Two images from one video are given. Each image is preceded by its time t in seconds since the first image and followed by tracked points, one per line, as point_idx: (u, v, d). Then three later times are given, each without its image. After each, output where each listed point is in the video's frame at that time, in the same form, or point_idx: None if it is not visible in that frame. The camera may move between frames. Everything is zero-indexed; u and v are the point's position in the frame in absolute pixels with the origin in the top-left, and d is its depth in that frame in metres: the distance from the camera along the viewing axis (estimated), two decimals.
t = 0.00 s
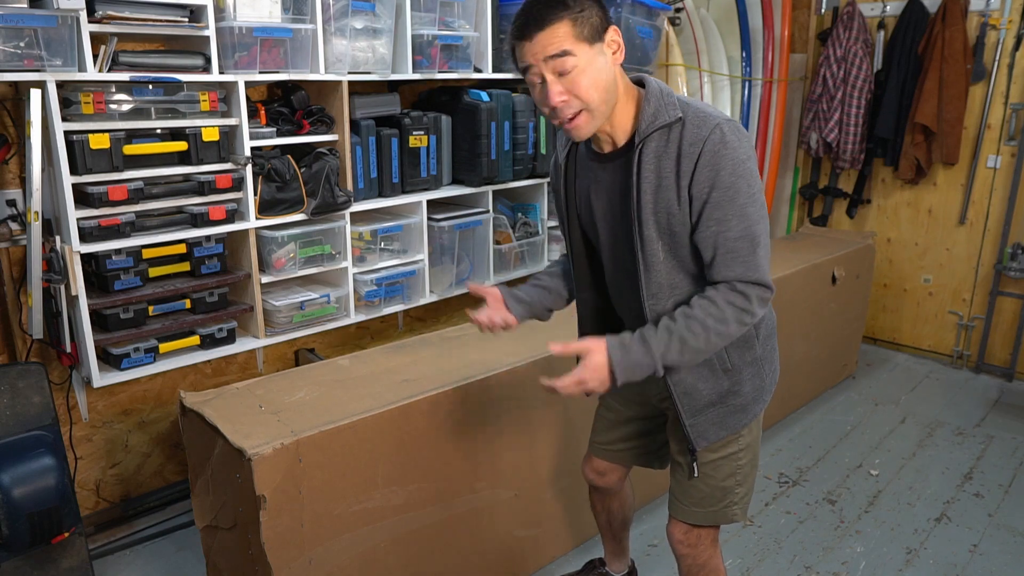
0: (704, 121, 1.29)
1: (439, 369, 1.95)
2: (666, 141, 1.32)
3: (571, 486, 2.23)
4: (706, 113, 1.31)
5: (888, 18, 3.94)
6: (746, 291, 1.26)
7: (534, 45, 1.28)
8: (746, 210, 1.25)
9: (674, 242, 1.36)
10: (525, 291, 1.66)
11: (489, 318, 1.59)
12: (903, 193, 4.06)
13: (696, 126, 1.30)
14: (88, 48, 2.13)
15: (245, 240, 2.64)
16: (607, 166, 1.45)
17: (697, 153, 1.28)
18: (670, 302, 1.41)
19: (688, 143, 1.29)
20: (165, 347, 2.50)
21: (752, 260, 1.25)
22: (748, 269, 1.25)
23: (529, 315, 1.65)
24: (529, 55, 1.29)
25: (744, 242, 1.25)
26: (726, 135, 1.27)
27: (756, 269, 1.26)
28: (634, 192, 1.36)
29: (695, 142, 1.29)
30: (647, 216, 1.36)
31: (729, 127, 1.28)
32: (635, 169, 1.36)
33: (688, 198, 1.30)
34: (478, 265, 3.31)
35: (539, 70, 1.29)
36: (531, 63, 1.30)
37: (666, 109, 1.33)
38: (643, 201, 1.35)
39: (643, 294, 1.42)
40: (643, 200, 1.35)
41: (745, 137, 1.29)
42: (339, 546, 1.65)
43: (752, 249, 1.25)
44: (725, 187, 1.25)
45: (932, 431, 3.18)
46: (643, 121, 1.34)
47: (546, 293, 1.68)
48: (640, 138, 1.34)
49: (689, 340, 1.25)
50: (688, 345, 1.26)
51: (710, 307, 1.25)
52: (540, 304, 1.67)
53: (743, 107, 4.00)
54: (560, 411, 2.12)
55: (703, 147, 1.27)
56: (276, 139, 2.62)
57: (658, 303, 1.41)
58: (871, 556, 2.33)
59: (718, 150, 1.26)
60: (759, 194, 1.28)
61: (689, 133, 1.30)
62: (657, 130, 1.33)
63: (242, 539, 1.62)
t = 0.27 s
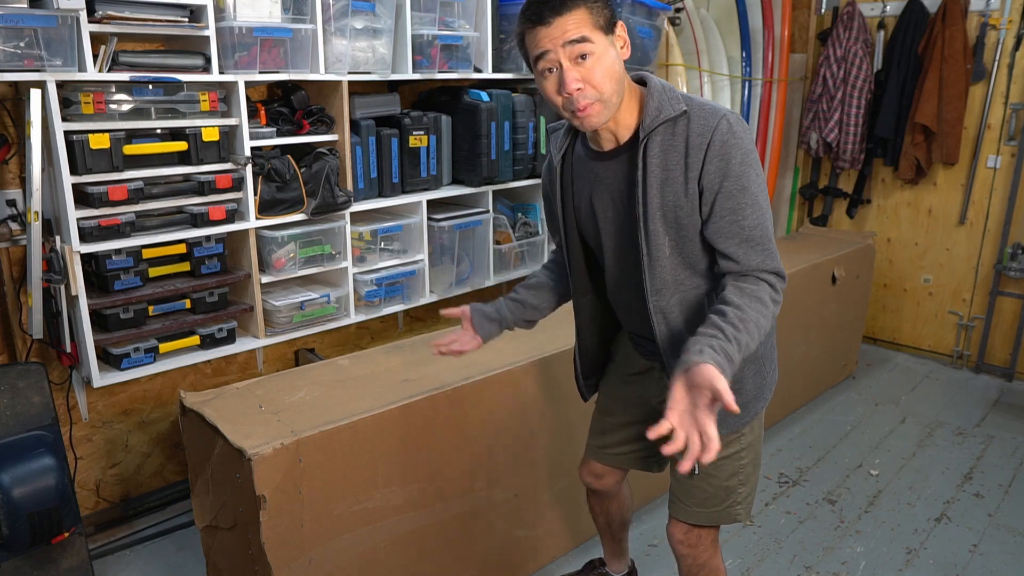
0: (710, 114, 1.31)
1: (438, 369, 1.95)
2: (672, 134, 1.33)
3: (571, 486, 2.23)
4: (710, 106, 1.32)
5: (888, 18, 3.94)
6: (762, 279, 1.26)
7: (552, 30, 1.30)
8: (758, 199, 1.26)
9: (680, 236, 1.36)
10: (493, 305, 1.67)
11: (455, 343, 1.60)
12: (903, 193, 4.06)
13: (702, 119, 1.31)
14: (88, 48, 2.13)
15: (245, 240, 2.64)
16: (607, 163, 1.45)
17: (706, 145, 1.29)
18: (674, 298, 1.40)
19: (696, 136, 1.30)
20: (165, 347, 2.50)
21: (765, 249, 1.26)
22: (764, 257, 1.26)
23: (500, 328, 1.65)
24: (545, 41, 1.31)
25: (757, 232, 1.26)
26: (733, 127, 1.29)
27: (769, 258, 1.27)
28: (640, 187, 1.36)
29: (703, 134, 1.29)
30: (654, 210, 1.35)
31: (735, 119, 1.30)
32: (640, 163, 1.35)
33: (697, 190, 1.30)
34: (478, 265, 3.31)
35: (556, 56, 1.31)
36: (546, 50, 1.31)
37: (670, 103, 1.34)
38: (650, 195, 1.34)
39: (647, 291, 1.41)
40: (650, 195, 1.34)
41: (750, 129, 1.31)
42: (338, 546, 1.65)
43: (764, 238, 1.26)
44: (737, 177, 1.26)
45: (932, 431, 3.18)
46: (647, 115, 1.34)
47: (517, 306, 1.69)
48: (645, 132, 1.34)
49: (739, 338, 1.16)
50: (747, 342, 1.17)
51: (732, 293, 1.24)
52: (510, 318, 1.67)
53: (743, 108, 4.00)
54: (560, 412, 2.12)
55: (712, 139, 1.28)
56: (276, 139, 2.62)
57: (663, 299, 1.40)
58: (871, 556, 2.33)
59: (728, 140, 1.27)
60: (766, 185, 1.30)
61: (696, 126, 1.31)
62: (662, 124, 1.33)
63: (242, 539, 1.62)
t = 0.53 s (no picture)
0: (714, 117, 1.31)
1: (438, 369, 1.95)
2: (675, 137, 1.33)
3: (571, 486, 2.22)
4: (714, 109, 1.32)
5: (888, 18, 3.94)
6: (767, 281, 1.28)
7: (561, 31, 1.29)
8: (762, 202, 1.27)
9: (682, 239, 1.36)
10: (508, 318, 1.71)
11: (472, 362, 1.67)
12: (903, 193, 4.06)
13: (706, 122, 1.31)
14: (88, 49, 2.13)
15: (245, 240, 2.64)
16: (607, 164, 1.44)
17: (711, 148, 1.29)
18: (674, 300, 1.40)
19: (700, 139, 1.30)
20: (165, 347, 2.50)
21: (770, 252, 1.27)
22: (768, 260, 1.27)
23: (518, 341, 1.69)
24: (552, 43, 1.30)
25: (760, 235, 1.27)
26: (738, 130, 1.29)
27: (774, 261, 1.28)
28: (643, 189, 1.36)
29: (708, 137, 1.29)
30: (656, 212, 1.35)
31: (739, 122, 1.30)
32: (643, 166, 1.35)
33: (701, 193, 1.30)
34: (478, 265, 3.31)
35: (563, 58, 1.30)
36: (554, 51, 1.31)
37: (673, 106, 1.33)
38: (652, 197, 1.34)
39: (646, 293, 1.41)
40: (653, 197, 1.34)
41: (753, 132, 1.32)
42: (338, 546, 1.65)
43: (769, 241, 1.27)
44: (741, 180, 1.26)
45: (932, 431, 3.18)
46: (650, 117, 1.34)
47: (532, 316, 1.71)
48: (648, 135, 1.33)
49: (749, 337, 1.20)
50: (757, 342, 1.21)
51: (738, 295, 1.26)
52: (527, 327, 1.70)
53: (743, 108, 4.00)
54: (560, 412, 2.12)
55: (717, 142, 1.28)
56: (276, 139, 2.62)
57: (663, 301, 1.40)
58: (871, 556, 2.33)
59: (733, 144, 1.28)
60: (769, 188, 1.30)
61: (700, 129, 1.31)
62: (665, 126, 1.33)
63: (242, 539, 1.62)
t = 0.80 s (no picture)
0: (715, 120, 1.31)
1: (438, 369, 1.95)
2: (677, 139, 1.33)
3: (571, 486, 2.22)
4: (715, 111, 1.32)
5: (888, 18, 3.94)
6: (767, 284, 1.28)
7: (563, 35, 1.29)
8: (763, 205, 1.27)
9: (683, 241, 1.36)
10: (503, 316, 1.70)
11: (466, 359, 1.66)
12: (903, 193, 4.06)
13: (708, 125, 1.31)
14: (88, 48, 2.13)
15: (245, 240, 2.64)
16: (609, 166, 1.44)
17: (712, 151, 1.29)
18: (675, 302, 1.40)
19: (701, 141, 1.30)
20: (165, 347, 2.50)
21: (771, 255, 1.27)
22: (769, 263, 1.27)
23: (513, 340, 1.69)
24: (554, 47, 1.30)
25: (761, 237, 1.27)
26: (739, 133, 1.29)
27: (774, 263, 1.28)
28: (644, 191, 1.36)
29: (709, 139, 1.30)
30: (658, 214, 1.35)
31: (740, 125, 1.30)
32: (645, 169, 1.35)
33: (702, 195, 1.30)
34: (478, 265, 3.31)
35: (566, 62, 1.30)
36: (556, 55, 1.31)
37: (675, 108, 1.33)
38: (654, 200, 1.34)
39: (648, 295, 1.41)
40: (654, 199, 1.34)
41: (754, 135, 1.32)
42: (338, 546, 1.65)
43: (770, 244, 1.27)
44: (742, 183, 1.26)
45: (932, 431, 3.18)
46: (652, 119, 1.34)
47: (527, 314, 1.71)
48: (649, 137, 1.33)
49: (747, 338, 1.20)
50: (756, 342, 1.21)
51: (738, 298, 1.26)
52: (521, 326, 1.70)
53: (743, 108, 4.00)
54: (559, 412, 2.12)
55: (718, 145, 1.28)
56: (276, 139, 2.62)
57: (664, 303, 1.40)
58: (871, 556, 2.33)
59: (734, 146, 1.28)
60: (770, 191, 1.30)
61: (701, 132, 1.31)
62: (666, 129, 1.33)
63: (242, 539, 1.62)
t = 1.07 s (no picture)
0: (716, 121, 1.30)
1: (438, 369, 1.95)
2: (677, 140, 1.33)
3: (571, 487, 2.22)
4: (716, 113, 1.32)
5: (888, 18, 3.94)
6: (764, 288, 1.28)
7: (543, 43, 1.27)
8: (762, 208, 1.27)
9: (682, 242, 1.36)
10: (512, 317, 1.70)
11: (477, 359, 1.66)
12: (903, 193, 4.06)
13: (708, 126, 1.30)
14: (88, 48, 2.13)
15: (245, 240, 2.64)
16: (610, 166, 1.44)
17: (711, 153, 1.29)
18: (673, 303, 1.40)
19: (701, 143, 1.30)
20: (165, 347, 2.50)
21: (769, 259, 1.27)
22: (767, 267, 1.27)
23: (524, 341, 1.69)
24: (536, 54, 1.29)
25: (759, 241, 1.27)
26: (739, 136, 1.29)
27: (772, 268, 1.28)
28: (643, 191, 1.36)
29: (709, 141, 1.29)
30: (656, 215, 1.35)
31: (741, 127, 1.30)
32: (644, 169, 1.35)
33: (701, 198, 1.30)
34: (478, 265, 3.31)
35: (545, 70, 1.29)
36: (537, 62, 1.30)
37: (676, 109, 1.33)
38: (653, 201, 1.34)
39: (645, 296, 1.41)
40: (653, 200, 1.34)
41: (755, 138, 1.32)
42: (338, 546, 1.65)
43: (768, 248, 1.27)
44: (741, 186, 1.26)
45: (932, 431, 3.18)
46: (652, 120, 1.34)
47: (537, 314, 1.71)
48: (649, 138, 1.33)
49: (739, 344, 1.20)
50: (747, 348, 1.20)
51: (734, 302, 1.26)
52: (531, 326, 1.70)
53: (743, 108, 4.00)
54: (559, 412, 2.12)
55: (718, 147, 1.28)
56: (276, 139, 2.62)
57: (661, 305, 1.41)
58: (871, 556, 2.33)
59: (734, 149, 1.27)
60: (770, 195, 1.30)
61: (701, 133, 1.31)
62: (666, 130, 1.33)
63: (242, 539, 1.62)
